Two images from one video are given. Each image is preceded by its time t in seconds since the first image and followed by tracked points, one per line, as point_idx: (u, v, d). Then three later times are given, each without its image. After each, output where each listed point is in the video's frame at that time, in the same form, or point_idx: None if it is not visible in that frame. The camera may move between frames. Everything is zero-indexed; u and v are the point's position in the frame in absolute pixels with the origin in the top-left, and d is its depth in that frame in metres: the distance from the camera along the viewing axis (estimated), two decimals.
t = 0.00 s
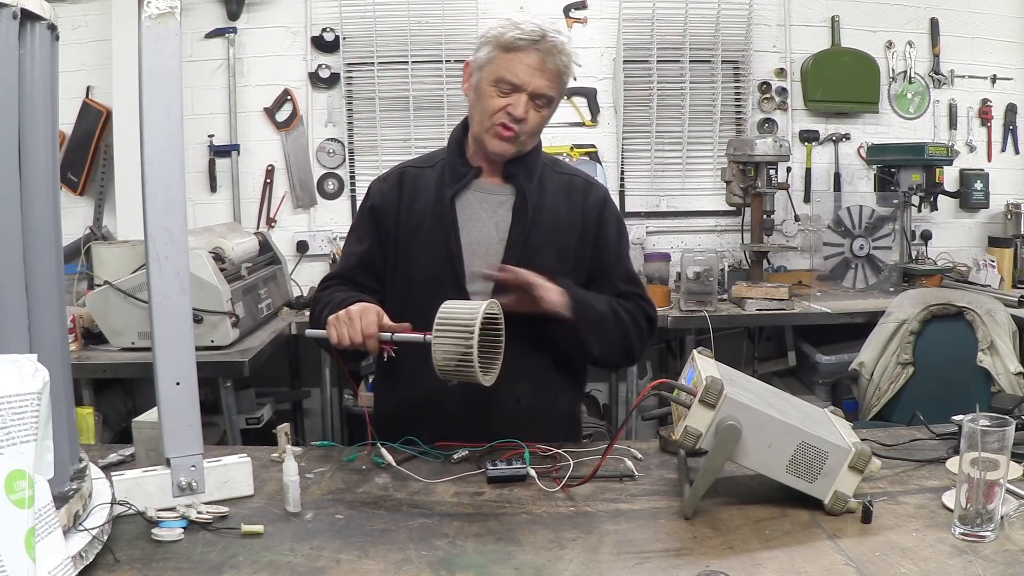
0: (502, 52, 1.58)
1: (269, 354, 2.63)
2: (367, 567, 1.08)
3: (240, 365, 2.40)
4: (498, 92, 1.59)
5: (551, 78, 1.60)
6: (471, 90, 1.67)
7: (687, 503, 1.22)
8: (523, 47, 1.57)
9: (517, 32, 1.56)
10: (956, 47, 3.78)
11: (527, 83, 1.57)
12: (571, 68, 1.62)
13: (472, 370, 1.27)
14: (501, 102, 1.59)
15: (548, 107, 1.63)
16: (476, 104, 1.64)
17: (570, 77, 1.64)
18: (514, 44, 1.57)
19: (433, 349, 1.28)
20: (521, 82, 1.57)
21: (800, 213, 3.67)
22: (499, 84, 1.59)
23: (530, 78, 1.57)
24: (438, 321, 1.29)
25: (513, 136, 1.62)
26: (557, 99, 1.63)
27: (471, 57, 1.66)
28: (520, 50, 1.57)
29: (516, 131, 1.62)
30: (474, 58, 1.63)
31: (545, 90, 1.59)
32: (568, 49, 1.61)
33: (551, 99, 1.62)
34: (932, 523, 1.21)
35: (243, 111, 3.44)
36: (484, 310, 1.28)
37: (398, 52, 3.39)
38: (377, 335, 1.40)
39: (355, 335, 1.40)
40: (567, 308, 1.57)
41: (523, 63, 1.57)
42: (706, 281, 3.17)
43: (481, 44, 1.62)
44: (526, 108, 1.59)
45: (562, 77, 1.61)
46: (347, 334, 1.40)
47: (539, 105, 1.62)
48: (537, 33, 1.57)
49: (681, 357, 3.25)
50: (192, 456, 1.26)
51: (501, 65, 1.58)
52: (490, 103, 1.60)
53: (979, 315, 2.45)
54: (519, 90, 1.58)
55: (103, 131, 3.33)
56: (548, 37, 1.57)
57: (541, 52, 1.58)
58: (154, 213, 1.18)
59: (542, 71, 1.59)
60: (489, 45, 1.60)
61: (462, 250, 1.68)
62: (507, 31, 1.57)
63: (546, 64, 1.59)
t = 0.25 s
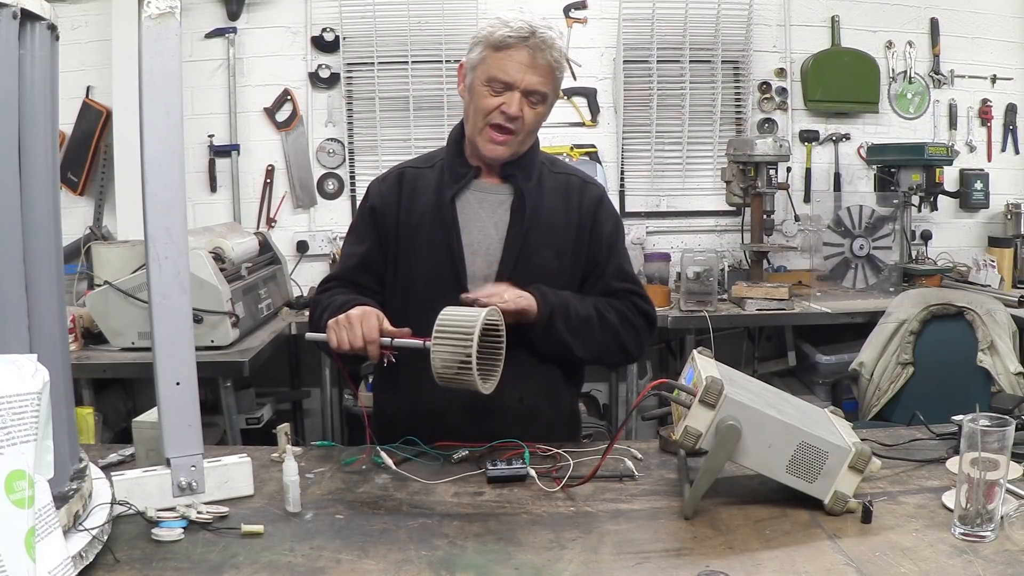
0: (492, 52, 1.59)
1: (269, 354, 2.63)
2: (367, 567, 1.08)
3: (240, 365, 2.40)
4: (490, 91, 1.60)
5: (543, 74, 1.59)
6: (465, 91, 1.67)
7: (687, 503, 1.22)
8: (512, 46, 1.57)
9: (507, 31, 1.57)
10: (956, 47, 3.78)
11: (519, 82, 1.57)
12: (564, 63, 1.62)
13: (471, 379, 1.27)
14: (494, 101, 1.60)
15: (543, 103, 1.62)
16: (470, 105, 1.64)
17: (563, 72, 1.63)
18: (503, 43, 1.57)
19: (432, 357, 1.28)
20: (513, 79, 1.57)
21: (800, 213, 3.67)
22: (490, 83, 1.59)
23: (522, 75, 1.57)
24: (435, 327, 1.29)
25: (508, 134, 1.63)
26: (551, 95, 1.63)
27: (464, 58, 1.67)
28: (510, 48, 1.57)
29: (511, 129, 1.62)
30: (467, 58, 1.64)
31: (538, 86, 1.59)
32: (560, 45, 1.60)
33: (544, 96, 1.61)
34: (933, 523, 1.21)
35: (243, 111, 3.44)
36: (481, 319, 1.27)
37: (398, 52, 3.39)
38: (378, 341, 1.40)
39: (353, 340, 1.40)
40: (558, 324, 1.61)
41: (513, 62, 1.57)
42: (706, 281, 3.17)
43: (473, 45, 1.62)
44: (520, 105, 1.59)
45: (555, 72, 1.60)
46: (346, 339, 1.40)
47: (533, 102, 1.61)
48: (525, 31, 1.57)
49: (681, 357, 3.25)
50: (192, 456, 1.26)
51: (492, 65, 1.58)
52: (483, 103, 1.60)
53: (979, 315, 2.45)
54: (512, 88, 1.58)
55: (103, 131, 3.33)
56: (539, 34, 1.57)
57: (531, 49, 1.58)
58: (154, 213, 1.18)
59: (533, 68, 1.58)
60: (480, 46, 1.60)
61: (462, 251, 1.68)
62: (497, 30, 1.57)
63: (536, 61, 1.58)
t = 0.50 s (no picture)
0: (478, 51, 1.59)
1: (269, 353, 2.63)
2: (367, 567, 1.08)
3: (240, 365, 2.40)
4: (479, 90, 1.60)
5: (531, 70, 1.59)
6: (456, 92, 1.68)
7: (687, 503, 1.22)
8: (497, 43, 1.57)
9: (492, 28, 1.57)
10: (956, 47, 3.78)
11: (507, 78, 1.58)
12: (551, 57, 1.61)
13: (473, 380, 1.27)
14: (483, 100, 1.61)
15: (533, 98, 1.62)
16: (462, 106, 1.65)
17: (551, 65, 1.63)
18: (488, 41, 1.57)
19: (433, 358, 1.28)
20: (500, 76, 1.58)
21: (800, 213, 3.67)
22: (479, 82, 1.60)
23: (509, 72, 1.57)
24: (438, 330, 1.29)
25: (501, 131, 1.63)
26: (541, 90, 1.63)
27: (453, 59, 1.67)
28: (495, 46, 1.58)
29: (503, 126, 1.62)
30: (456, 59, 1.65)
31: (526, 82, 1.59)
32: (545, 38, 1.60)
33: (534, 91, 1.61)
34: (932, 523, 1.21)
35: (243, 111, 3.44)
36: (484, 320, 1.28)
37: (398, 52, 3.39)
38: (381, 342, 1.40)
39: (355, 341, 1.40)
40: (551, 302, 1.57)
41: (500, 59, 1.58)
42: (706, 281, 3.17)
43: (461, 45, 1.63)
44: (509, 102, 1.60)
45: (542, 66, 1.60)
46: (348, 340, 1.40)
47: (523, 98, 1.61)
48: (509, 26, 1.57)
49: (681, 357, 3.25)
50: (192, 456, 1.26)
51: (479, 63, 1.59)
52: (474, 103, 1.61)
53: (979, 315, 2.45)
54: (500, 85, 1.59)
55: (103, 131, 3.33)
56: (524, 29, 1.57)
57: (517, 45, 1.58)
58: (154, 212, 1.18)
59: (520, 64, 1.58)
60: (467, 47, 1.61)
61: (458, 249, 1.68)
62: (481, 28, 1.58)
63: (523, 56, 1.58)
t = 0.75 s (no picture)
0: (466, 52, 1.60)
1: (269, 353, 2.63)
2: (367, 567, 1.08)
3: (240, 366, 2.40)
4: (471, 90, 1.60)
5: (520, 66, 1.59)
6: (448, 96, 1.68)
7: (687, 503, 1.22)
8: (485, 43, 1.58)
9: (478, 29, 1.58)
10: (956, 47, 3.78)
11: (497, 76, 1.58)
12: (540, 53, 1.61)
13: (467, 370, 1.27)
14: (476, 99, 1.60)
15: (525, 95, 1.61)
16: (454, 109, 1.65)
17: (541, 59, 1.62)
18: (475, 41, 1.58)
19: (428, 350, 1.28)
20: (490, 75, 1.58)
21: (800, 213, 3.67)
22: (470, 82, 1.60)
23: (498, 70, 1.58)
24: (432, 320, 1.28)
25: (496, 129, 1.62)
26: (533, 85, 1.62)
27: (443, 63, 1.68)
28: (483, 45, 1.58)
29: (498, 124, 1.62)
30: (446, 63, 1.66)
31: (516, 78, 1.58)
32: (531, 34, 1.60)
33: (526, 87, 1.61)
34: (932, 523, 1.21)
35: (243, 111, 3.44)
36: (478, 311, 1.26)
37: (398, 52, 3.39)
38: (377, 338, 1.40)
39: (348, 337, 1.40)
40: (560, 309, 1.56)
41: (488, 58, 1.58)
42: (706, 281, 3.17)
43: (450, 49, 1.64)
44: (502, 101, 1.60)
45: (532, 62, 1.60)
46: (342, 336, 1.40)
47: (516, 95, 1.61)
48: (495, 25, 1.57)
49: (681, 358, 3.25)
50: (192, 456, 1.26)
51: (468, 64, 1.59)
52: (466, 103, 1.61)
53: (979, 315, 2.44)
54: (491, 84, 1.59)
55: (103, 131, 3.33)
56: (510, 27, 1.58)
57: (504, 42, 1.58)
58: (154, 212, 1.18)
59: (508, 62, 1.59)
60: (455, 49, 1.62)
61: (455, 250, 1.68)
62: (468, 29, 1.59)
63: (510, 53, 1.58)
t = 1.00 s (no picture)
0: (434, 58, 1.61)
1: (269, 353, 2.63)
2: (367, 567, 1.08)
3: (240, 366, 2.40)
4: (449, 95, 1.61)
5: (489, 59, 1.59)
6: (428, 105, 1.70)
7: (687, 503, 1.22)
8: (449, 45, 1.58)
9: (442, 32, 1.59)
10: (956, 47, 3.78)
11: (470, 76, 1.58)
12: (507, 41, 1.60)
13: (454, 368, 1.28)
14: (456, 103, 1.61)
15: (504, 86, 1.61)
16: (437, 116, 1.66)
17: (511, 46, 1.62)
18: (441, 45, 1.59)
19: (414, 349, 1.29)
20: (464, 75, 1.58)
21: (800, 213, 3.67)
22: (446, 88, 1.61)
23: (471, 69, 1.58)
24: (418, 320, 1.29)
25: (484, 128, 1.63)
26: (509, 75, 1.62)
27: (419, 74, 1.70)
28: (449, 48, 1.59)
29: (483, 123, 1.62)
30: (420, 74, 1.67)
31: (489, 73, 1.59)
32: (494, 25, 1.59)
33: (502, 78, 1.60)
34: (933, 523, 1.21)
35: (243, 111, 3.44)
36: (462, 310, 1.28)
37: (398, 53, 3.39)
38: (360, 334, 1.40)
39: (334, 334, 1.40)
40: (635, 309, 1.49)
41: (456, 60, 1.58)
42: (706, 281, 3.16)
43: (422, 58, 1.65)
44: (482, 98, 1.60)
45: (500, 51, 1.60)
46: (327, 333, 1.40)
47: (494, 89, 1.61)
48: (456, 25, 1.57)
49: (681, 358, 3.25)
50: (192, 456, 1.26)
51: (441, 70, 1.60)
52: (447, 109, 1.62)
53: (979, 315, 2.44)
54: (467, 84, 1.59)
55: (103, 131, 3.33)
56: (473, 23, 1.57)
57: (468, 40, 1.58)
58: (154, 212, 1.18)
59: (477, 58, 1.59)
60: (425, 58, 1.63)
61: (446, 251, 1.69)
62: (432, 36, 1.60)
63: (477, 48, 1.58)
